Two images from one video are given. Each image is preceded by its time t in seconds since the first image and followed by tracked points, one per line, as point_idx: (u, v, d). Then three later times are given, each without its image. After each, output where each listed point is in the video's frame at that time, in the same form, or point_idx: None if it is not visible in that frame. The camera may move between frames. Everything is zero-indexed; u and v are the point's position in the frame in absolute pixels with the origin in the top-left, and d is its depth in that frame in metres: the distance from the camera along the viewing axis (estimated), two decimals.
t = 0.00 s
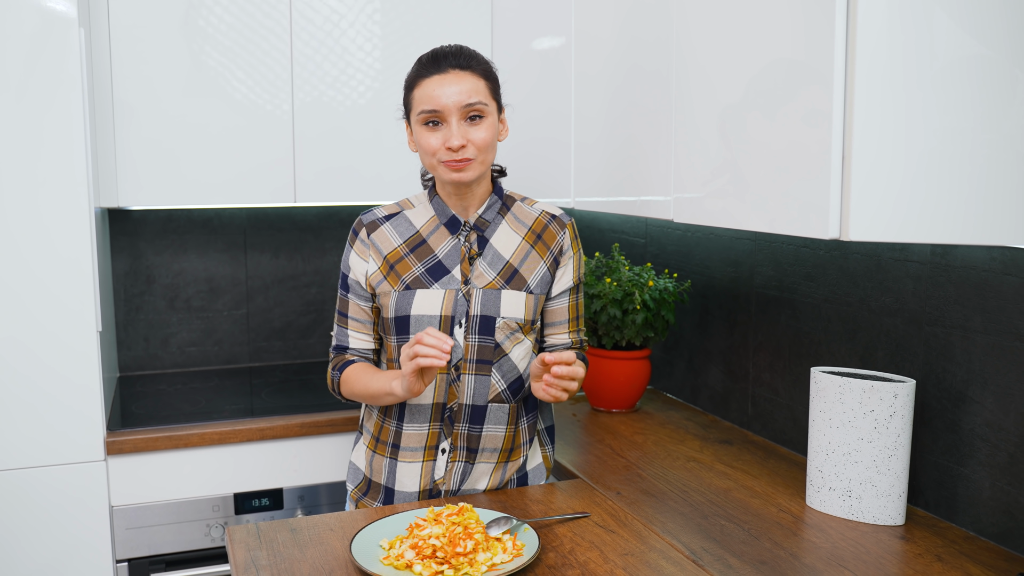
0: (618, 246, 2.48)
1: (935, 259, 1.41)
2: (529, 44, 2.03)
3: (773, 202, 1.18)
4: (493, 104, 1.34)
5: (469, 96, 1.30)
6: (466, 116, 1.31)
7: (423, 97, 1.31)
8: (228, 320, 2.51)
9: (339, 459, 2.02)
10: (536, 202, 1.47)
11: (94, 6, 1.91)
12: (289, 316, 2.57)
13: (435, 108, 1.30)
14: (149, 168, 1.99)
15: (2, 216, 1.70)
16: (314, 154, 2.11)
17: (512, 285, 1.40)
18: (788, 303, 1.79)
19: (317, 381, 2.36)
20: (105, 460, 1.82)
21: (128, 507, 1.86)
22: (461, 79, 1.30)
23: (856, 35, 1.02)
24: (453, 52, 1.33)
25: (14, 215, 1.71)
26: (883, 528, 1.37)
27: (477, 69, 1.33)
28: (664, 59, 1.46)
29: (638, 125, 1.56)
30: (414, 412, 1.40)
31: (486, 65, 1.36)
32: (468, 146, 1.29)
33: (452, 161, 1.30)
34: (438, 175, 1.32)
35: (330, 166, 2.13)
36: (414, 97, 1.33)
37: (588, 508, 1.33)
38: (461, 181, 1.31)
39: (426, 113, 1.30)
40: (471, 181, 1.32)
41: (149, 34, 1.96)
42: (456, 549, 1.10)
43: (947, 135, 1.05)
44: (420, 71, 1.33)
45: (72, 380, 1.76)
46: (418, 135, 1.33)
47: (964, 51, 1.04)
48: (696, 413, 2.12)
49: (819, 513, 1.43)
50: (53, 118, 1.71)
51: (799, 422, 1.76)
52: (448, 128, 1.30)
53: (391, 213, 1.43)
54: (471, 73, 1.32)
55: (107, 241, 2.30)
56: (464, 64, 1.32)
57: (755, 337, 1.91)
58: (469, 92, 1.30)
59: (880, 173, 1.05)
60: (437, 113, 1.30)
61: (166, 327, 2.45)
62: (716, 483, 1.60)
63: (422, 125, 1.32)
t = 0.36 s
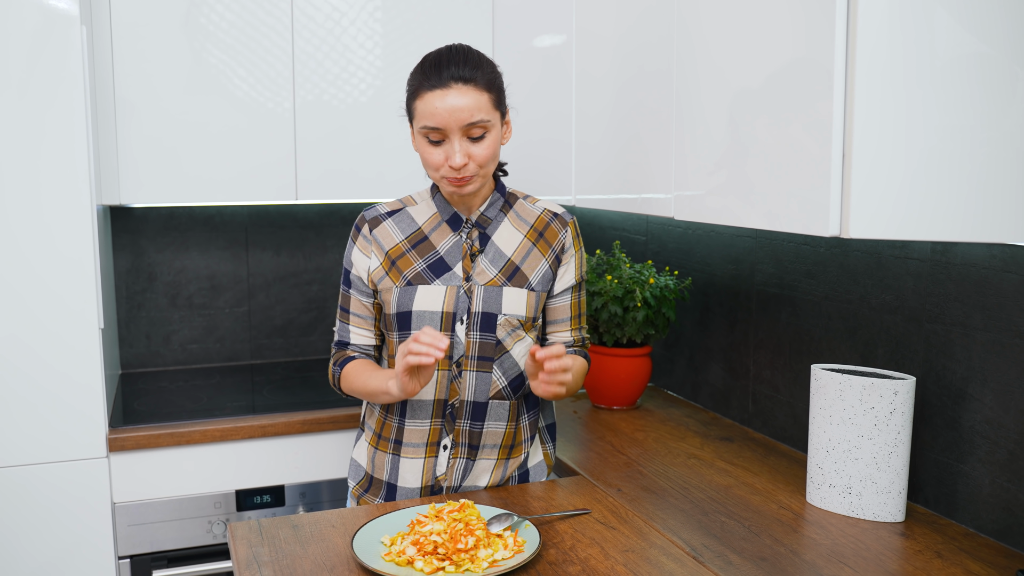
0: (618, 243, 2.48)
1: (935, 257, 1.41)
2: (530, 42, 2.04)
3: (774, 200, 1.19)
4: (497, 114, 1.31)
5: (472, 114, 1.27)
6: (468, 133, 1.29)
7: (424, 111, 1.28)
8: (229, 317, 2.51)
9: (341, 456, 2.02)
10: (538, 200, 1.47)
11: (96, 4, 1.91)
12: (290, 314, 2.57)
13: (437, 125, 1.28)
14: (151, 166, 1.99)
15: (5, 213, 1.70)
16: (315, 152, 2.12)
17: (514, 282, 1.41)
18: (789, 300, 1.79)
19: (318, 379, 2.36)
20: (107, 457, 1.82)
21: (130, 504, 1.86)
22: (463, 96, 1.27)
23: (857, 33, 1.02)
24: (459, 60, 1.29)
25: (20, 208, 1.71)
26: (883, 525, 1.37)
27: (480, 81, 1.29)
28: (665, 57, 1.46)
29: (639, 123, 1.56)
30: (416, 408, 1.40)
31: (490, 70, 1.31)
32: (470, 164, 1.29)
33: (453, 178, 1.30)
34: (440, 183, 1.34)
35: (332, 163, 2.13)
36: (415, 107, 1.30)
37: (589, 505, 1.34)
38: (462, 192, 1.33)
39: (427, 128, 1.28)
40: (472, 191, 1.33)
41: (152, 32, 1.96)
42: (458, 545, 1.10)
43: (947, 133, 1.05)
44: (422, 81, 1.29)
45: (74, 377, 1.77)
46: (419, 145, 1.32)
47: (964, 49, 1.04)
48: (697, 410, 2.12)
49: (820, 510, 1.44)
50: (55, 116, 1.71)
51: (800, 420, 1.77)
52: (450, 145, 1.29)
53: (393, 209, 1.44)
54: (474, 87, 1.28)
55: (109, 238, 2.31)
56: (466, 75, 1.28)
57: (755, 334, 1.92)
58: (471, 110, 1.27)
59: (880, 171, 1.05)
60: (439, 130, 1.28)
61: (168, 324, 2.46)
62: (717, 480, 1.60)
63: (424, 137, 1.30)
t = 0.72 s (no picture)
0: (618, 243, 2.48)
1: (935, 257, 1.42)
2: (531, 42, 2.04)
3: (774, 200, 1.19)
4: (503, 117, 1.31)
5: (479, 118, 1.27)
6: (476, 137, 1.29)
7: (431, 116, 1.28)
8: (230, 317, 2.52)
9: (341, 456, 2.03)
10: (540, 202, 1.47)
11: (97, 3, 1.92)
12: (291, 313, 2.57)
13: (444, 130, 1.28)
14: (152, 165, 2.00)
15: (7, 213, 1.71)
16: (316, 151, 2.12)
17: (514, 284, 1.41)
18: (789, 301, 1.79)
19: (319, 378, 2.37)
20: (108, 456, 1.83)
21: (131, 502, 1.87)
22: (470, 100, 1.27)
23: (857, 33, 1.03)
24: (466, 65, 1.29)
25: (22, 207, 1.71)
26: (883, 525, 1.37)
27: (487, 84, 1.29)
28: (666, 57, 1.46)
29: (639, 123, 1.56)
30: (416, 408, 1.40)
31: (496, 73, 1.31)
32: (477, 168, 1.30)
33: (461, 182, 1.30)
34: (448, 188, 1.34)
35: (332, 163, 2.13)
36: (422, 111, 1.30)
37: (590, 504, 1.34)
38: (470, 196, 1.33)
39: (434, 133, 1.28)
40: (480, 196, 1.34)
41: (153, 31, 1.96)
42: (458, 544, 1.10)
43: (948, 133, 1.06)
44: (428, 86, 1.28)
45: (75, 377, 1.77)
46: (426, 149, 1.32)
47: (964, 49, 1.04)
48: (696, 410, 2.12)
49: (820, 510, 1.44)
50: (56, 115, 1.71)
51: (800, 420, 1.77)
52: (457, 150, 1.29)
53: (394, 209, 1.44)
54: (481, 91, 1.28)
55: (110, 237, 2.31)
56: (473, 80, 1.28)
57: (755, 334, 1.92)
58: (478, 114, 1.27)
59: (881, 171, 1.06)
60: (446, 135, 1.28)
61: (168, 323, 2.46)
62: (717, 480, 1.61)
63: (430, 142, 1.30)
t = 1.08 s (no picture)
0: (618, 244, 2.49)
1: (934, 257, 1.42)
2: (531, 42, 2.04)
3: (773, 201, 1.19)
4: (499, 116, 1.32)
5: (474, 116, 1.27)
6: (471, 135, 1.29)
7: (427, 113, 1.29)
8: (230, 317, 2.52)
9: (342, 455, 2.03)
10: (541, 203, 1.48)
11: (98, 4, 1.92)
12: (291, 313, 2.58)
13: (439, 127, 1.28)
14: (153, 166, 2.00)
15: (10, 213, 1.71)
16: (317, 152, 2.12)
17: (515, 284, 1.41)
18: (788, 301, 1.80)
19: (319, 378, 2.37)
20: (109, 456, 1.83)
21: (132, 502, 1.87)
22: (465, 97, 1.27)
23: (856, 34, 1.03)
24: (462, 62, 1.29)
25: (22, 206, 1.72)
26: (882, 524, 1.38)
27: (484, 83, 1.29)
28: (666, 58, 1.46)
29: (639, 124, 1.57)
30: (416, 407, 1.41)
31: (493, 73, 1.32)
32: (472, 166, 1.30)
33: (455, 180, 1.30)
34: (443, 186, 1.34)
35: (333, 163, 2.14)
36: (418, 109, 1.31)
37: (589, 503, 1.35)
38: (465, 195, 1.33)
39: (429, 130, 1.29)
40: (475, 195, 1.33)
41: (154, 32, 1.96)
42: (458, 544, 1.11)
43: (947, 134, 1.06)
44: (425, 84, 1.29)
45: (75, 377, 1.77)
46: (422, 147, 1.32)
47: (963, 50, 1.05)
48: (696, 410, 2.13)
49: (819, 509, 1.44)
50: (59, 116, 1.72)
51: (799, 420, 1.77)
52: (452, 147, 1.29)
53: (396, 208, 1.44)
54: (477, 89, 1.28)
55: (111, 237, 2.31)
56: (469, 78, 1.29)
57: (755, 334, 1.92)
58: (473, 112, 1.27)
59: (880, 171, 1.06)
60: (441, 132, 1.29)
61: (169, 323, 2.46)
62: (716, 479, 1.61)
63: (426, 139, 1.31)
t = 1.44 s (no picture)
0: (618, 244, 2.49)
1: (933, 257, 1.42)
2: (531, 43, 2.05)
3: (773, 201, 1.19)
4: (507, 105, 1.36)
5: (484, 91, 1.32)
6: (479, 112, 1.33)
7: (440, 89, 1.33)
8: (231, 317, 2.52)
9: (342, 456, 2.03)
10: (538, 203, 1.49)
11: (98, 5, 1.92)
12: (291, 313, 2.58)
13: (450, 100, 1.32)
14: (154, 166, 2.00)
15: (10, 214, 1.71)
16: (317, 152, 2.12)
17: (512, 283, 1.42)
18: (788, 301, 1.80)
19: (319, 378, 2.37)
20: (109, 456, 1.83)
21: (132, 502, 1.87)
22: (478, 74, 1.33)
23: (856, 35, 1.03)
24: (474, 49, 1.36)
25: (22, 207, 1.72)
26: (881, 524, 1.38)
27: (496, 68, 1.36)
28: (665, 59, 1.47)
29: (638, 125, 1.57)
30: (416, 407, 1.40)
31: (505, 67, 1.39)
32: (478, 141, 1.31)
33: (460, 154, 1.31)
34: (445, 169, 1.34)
35: (333, 163, 2.14)
36: (430, 89, 1.36)
37: (589, 503, 1.35)
38: (467, 176, 1.32)
39: (440, 104, 1.33)
40: (476, 178, 1.33)
41: (154, 33, 1.97)
42: (458, 544, 1.11)
43: (946, 135, 1.06)
44: (440, 65, 1.36)
45: (75, 377, 1.78)
46: (430, 126, 1.34)
47: (962, 51, 1.05)
48: (695, 410, 2.13)
49: (818, 509, 1.45)
50: (59, 116, 1.72)
51: (798, 420, 1.77)
52: (460, 121, 1.32)
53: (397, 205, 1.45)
54: (489, 70, 1.34)
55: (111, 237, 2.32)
56: (482, 61, 1.35)
57: (754, 334, 1.92)
58: (484, 88, 1.32)
59: (880, 173, 1.06)
60: (451, 106, 1.32)
61: (169, 323, 2.47)
62: (715, 480, 1.61)
63: (435, 117, 1.34)
